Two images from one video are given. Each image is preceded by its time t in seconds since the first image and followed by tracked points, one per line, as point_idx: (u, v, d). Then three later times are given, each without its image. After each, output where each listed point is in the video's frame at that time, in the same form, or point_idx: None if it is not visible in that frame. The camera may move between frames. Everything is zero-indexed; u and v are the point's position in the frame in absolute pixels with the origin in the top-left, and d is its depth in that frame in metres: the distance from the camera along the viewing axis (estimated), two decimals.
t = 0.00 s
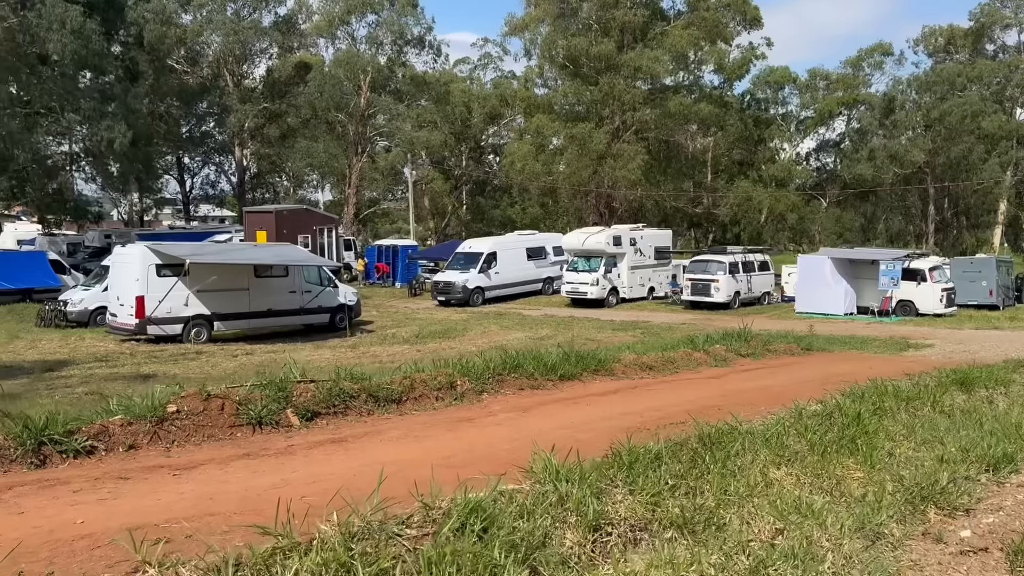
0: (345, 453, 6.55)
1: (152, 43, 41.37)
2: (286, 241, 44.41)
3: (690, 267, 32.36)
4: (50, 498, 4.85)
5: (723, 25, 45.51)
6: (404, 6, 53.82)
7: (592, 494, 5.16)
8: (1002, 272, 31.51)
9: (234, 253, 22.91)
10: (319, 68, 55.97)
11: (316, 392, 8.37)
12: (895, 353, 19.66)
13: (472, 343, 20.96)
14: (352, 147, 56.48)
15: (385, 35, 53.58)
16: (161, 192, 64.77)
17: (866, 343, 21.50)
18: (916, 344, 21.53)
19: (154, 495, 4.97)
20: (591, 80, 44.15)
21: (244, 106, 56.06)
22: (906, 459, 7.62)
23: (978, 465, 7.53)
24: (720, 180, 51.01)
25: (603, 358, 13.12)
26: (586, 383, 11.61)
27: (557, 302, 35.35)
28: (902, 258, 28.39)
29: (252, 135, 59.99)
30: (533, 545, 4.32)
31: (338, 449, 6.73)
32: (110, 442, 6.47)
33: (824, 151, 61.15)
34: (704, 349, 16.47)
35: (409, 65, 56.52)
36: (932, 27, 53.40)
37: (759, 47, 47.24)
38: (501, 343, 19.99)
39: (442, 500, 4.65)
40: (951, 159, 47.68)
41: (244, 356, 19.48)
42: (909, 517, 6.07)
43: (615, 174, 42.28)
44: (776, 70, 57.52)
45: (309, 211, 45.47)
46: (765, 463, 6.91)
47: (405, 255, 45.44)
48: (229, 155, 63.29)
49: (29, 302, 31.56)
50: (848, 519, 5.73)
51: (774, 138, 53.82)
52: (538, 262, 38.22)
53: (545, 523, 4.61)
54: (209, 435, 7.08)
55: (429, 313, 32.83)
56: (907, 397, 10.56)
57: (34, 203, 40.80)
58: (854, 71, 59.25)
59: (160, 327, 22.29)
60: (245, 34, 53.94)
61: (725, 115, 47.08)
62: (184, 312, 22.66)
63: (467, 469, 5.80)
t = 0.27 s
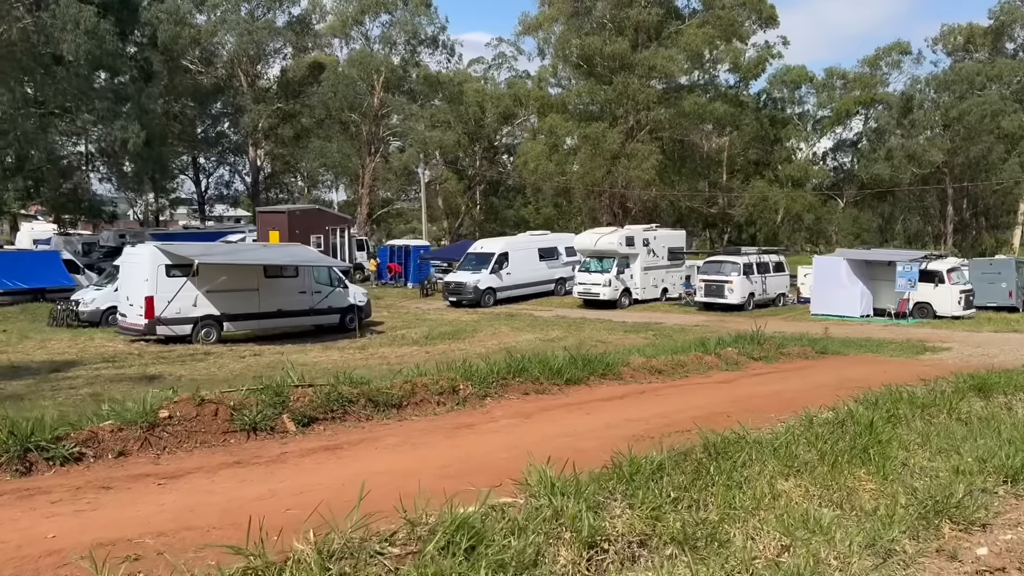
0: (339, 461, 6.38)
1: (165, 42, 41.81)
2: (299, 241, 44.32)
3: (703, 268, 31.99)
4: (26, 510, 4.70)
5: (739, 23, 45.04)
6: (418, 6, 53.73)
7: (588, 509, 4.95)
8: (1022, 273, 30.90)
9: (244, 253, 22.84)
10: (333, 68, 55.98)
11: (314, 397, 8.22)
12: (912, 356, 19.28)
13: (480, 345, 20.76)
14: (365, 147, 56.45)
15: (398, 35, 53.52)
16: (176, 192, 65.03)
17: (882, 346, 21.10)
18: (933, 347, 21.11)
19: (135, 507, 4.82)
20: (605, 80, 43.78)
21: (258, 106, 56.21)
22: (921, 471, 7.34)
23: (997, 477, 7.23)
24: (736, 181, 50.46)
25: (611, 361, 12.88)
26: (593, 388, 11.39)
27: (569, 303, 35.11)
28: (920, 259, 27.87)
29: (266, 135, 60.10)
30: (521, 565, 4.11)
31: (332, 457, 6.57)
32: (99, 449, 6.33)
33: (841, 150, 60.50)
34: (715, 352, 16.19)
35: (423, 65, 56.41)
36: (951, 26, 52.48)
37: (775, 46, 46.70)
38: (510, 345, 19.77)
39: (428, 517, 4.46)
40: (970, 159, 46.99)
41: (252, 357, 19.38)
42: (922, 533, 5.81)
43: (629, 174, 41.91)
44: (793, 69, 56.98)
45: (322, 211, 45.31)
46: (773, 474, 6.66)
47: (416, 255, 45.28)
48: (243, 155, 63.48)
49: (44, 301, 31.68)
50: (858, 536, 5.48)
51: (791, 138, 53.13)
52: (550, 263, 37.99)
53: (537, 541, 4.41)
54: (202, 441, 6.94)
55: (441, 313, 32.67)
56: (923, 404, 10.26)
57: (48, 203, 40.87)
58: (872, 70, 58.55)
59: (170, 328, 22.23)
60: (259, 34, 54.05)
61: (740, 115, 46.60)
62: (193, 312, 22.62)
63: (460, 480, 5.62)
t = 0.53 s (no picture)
0: (331, 463, 6.20)
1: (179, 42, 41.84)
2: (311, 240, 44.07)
3: (717, 267, 31.60)
4: None
5: (754, 21, 44.54)
6: (431, 5, 53.61)
7: (583, 515, 4.72)
8: None
9: (253, 251, 22.73)
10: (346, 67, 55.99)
11: (311, 396, 8.05)
12: (930, 357, 18.85)
13: (489, 344, 20.55)
14: (378, 146, 56.39)
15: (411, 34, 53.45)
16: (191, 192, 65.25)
17: (898, 347, 20.70)
18: (950, 348, 20.68)
19: (113, 510, 4.65)
20: (618, 79, 43.36)
21: (272, 106, 56.32)
22: (936, 477, 7.05)
23: (1018, 484, 6.92)
24: (751, 180, 49.84)
25: (619, 362, 12.63)
26: (600, 388, 11.17)
27: (581, 303, 34.82)
28: (937, 259, 27.36)
29: (279, 134, 60.18)
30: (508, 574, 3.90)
31: (325, 458, 6.39)
32: (86, 449, 6.18)
33: (858, 150, 59.82)
34: (726, 353, 15.90)
35: (436, 65, 56.26)
36: (970, 24, 52.00)
37: (791, 44, 46.19)
38: (519, 345, 19.55)
39: (412, 525, 4.25)
40: (989, 158, 46.24)
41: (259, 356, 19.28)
42: (937, 543, 5.54)
43: (642, 173, 41.53)
44: (809, 68, 56.43)
45: (334, 210, 45.14)
46: (781, 480, 6.39)
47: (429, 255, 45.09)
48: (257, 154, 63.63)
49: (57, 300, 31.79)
50: (869, 545, 5.22)
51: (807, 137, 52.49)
52: (562, 263, 37.72)
53: (528, 550, 4.21)
54: (194, 442, 6.78)
55: (451, 313, 32.48)
56: (940, 407, 9.94)
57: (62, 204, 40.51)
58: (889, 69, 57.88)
59: (179, 326, 22.16)
60: (273, 34, 54.16)
61: (755, 114, 46.15)
62: (203, 311, 22.55)
63: (453, 484, 5.43)
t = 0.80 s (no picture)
0: (328, 471, 6.00)
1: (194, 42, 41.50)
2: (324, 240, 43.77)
3: (733, 268, 31.19)
4: None
5: (771, 20, 44.00)
6: (445, 4, 53.42)
7: (587, 532, 4.48)
8: None
9: (265, 251, 22.57)
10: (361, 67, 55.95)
11: (312, 400, 7.87)
12: (951, 361, 18.43)
13: (500, 345, 20.33)
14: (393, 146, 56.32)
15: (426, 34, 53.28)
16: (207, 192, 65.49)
17: (918, 350, 20.27)
18: (972, 352, 20.22)
19: (97, 521, 4.45)
20: (634, 78, 42.96)
21: (286, 105, 56.36)
22: (961, 488, 6.74)
23: None
24: (767, 180, 49.16)
25: (631, 365, 12.37)
26: (610, 392, 10.91)
27: (595, 304, 34.51)
28: (958, 260, 26.83)
29: (294, 134, 60.21)
30: None
31: (323, 465, 6.19)
32: (78, 455, 6.00)
33: (876, 150, 59.06)
34: (741, 355, 15.57)
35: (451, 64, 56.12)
36: (991, 22, 51.16)
37: (809, 43, 45.60)
38: (530, 347, 19.31)
39: (404, 543, 4.03)
40: (1011, 158, 45.43)
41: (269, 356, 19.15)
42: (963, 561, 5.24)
43: (657, 173, 41.14)
44: (827, 66, 55.74)
45: (347, 210, 44.96)
46: (797, 491, 6.11)
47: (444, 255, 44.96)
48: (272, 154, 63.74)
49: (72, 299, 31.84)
50: (890, 563, 4.94)
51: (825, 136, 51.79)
52: (576, 263, 37.42)
53: (527, 569, 3.97)
54: (190, 447, 6.60)
55: (464, 313, 32.28)
56: (963, 413, 9.60)
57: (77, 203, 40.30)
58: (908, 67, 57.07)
59: (191, 326, 22.06)
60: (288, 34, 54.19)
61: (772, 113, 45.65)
62: (214, 311, 22.44)
63: (453, 495, 5.21)
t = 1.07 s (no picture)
0: (331, 474, 5.84)
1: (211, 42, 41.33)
2: (339, 240, 43.76)
3: (750, 269, 30.82)
4: None
5: (789, 18, 43.46)
6: (461, 4, 53.27)
7: (596, 542, 4.26)
8: None
9: (278, 250, 22.44)
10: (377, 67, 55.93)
11: (318, 400, 7.72)
12: (975, 363, 18.00)
13: (513, 345, 20.15)
14: (408, 146, 56.28)
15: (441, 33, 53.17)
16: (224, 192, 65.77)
17: (940, 352, 19.85)
18: (996, 354, 19.76)
19: (87, 526, 4.29)
20: (650, 77, 42.58)
21: (302, 105, 56.46)
22: (990, 496, 6.45)
23: None
24: (786, 179, 48.68)
25: (646, 366, 12.12)
26: (624, 394, 10.69)
27: (610, 304, 34.23)
28: (981, 260, 26.30)
29: (310, 134, 60.30)
30: None
31: (326, 468, 6.04)
32: (76, 456, 5.88)
33: (895, 149, 58.25)
34: (759, 356, 15.26)
35: (467, 64, 56.01)
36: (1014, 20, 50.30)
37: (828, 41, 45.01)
38: (543, 348, 19.12)
39: (401, 554, 3.83)
40: None
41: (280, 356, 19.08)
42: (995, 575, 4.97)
43: (674, 172, 40.74)
44: (846, 65, 55.04)
45: (362, 210, 44.85)
46: (818, 500, 5.86)
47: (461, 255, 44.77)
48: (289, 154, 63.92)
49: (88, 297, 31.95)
50: None
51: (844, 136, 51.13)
52: (591, 263, 37.14)
53: None
54: (192, 448, 6.46)
55: (478, 313, 32.11)
56: (990, 418, 9.27)
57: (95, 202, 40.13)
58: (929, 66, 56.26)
59: (205, 326, 21.95)
60: (304, 34, 54.28)
61: (790, 112, 45.15)
62: (228, 310, 22.34)
63: (457, 501, 5.02)
